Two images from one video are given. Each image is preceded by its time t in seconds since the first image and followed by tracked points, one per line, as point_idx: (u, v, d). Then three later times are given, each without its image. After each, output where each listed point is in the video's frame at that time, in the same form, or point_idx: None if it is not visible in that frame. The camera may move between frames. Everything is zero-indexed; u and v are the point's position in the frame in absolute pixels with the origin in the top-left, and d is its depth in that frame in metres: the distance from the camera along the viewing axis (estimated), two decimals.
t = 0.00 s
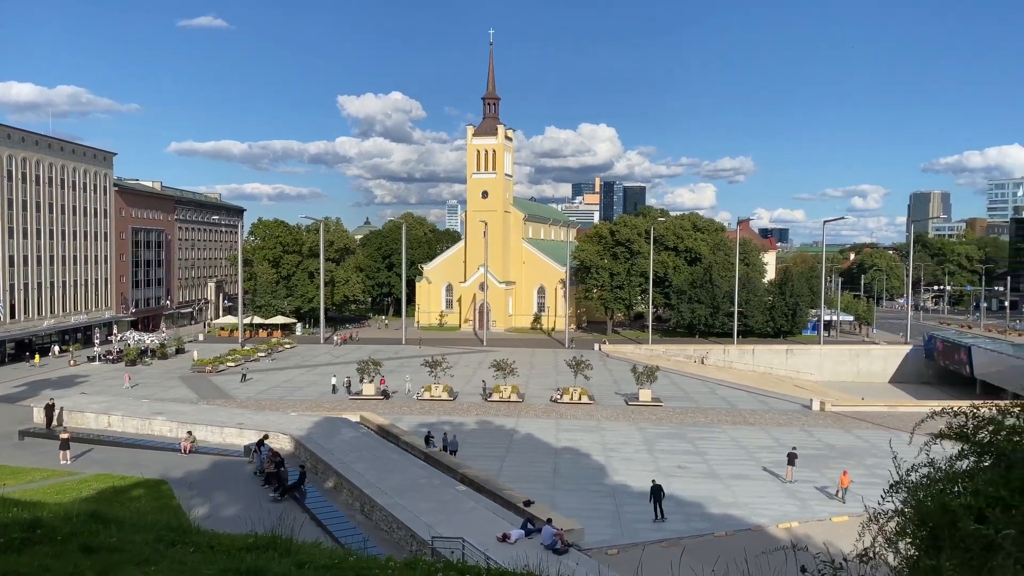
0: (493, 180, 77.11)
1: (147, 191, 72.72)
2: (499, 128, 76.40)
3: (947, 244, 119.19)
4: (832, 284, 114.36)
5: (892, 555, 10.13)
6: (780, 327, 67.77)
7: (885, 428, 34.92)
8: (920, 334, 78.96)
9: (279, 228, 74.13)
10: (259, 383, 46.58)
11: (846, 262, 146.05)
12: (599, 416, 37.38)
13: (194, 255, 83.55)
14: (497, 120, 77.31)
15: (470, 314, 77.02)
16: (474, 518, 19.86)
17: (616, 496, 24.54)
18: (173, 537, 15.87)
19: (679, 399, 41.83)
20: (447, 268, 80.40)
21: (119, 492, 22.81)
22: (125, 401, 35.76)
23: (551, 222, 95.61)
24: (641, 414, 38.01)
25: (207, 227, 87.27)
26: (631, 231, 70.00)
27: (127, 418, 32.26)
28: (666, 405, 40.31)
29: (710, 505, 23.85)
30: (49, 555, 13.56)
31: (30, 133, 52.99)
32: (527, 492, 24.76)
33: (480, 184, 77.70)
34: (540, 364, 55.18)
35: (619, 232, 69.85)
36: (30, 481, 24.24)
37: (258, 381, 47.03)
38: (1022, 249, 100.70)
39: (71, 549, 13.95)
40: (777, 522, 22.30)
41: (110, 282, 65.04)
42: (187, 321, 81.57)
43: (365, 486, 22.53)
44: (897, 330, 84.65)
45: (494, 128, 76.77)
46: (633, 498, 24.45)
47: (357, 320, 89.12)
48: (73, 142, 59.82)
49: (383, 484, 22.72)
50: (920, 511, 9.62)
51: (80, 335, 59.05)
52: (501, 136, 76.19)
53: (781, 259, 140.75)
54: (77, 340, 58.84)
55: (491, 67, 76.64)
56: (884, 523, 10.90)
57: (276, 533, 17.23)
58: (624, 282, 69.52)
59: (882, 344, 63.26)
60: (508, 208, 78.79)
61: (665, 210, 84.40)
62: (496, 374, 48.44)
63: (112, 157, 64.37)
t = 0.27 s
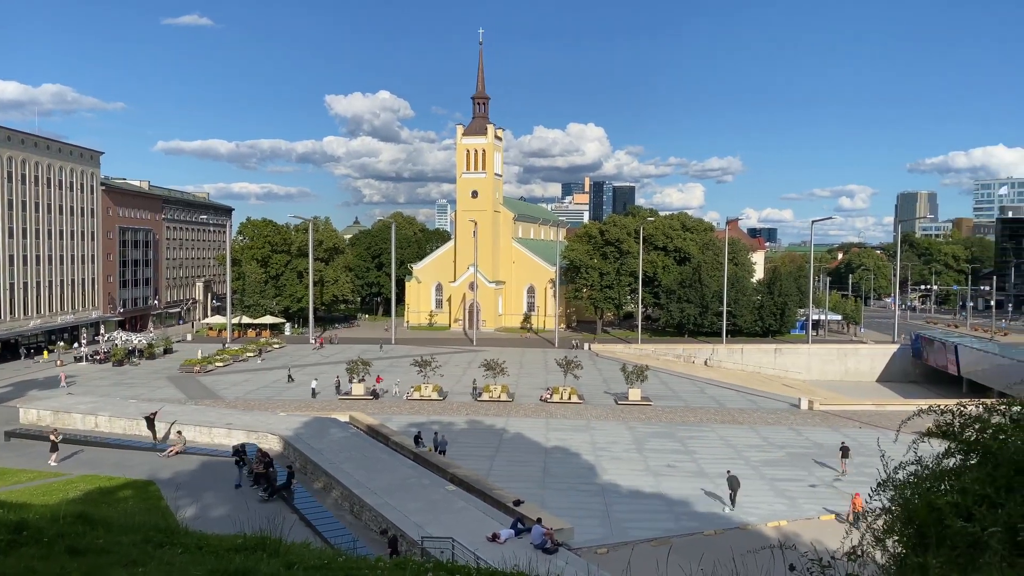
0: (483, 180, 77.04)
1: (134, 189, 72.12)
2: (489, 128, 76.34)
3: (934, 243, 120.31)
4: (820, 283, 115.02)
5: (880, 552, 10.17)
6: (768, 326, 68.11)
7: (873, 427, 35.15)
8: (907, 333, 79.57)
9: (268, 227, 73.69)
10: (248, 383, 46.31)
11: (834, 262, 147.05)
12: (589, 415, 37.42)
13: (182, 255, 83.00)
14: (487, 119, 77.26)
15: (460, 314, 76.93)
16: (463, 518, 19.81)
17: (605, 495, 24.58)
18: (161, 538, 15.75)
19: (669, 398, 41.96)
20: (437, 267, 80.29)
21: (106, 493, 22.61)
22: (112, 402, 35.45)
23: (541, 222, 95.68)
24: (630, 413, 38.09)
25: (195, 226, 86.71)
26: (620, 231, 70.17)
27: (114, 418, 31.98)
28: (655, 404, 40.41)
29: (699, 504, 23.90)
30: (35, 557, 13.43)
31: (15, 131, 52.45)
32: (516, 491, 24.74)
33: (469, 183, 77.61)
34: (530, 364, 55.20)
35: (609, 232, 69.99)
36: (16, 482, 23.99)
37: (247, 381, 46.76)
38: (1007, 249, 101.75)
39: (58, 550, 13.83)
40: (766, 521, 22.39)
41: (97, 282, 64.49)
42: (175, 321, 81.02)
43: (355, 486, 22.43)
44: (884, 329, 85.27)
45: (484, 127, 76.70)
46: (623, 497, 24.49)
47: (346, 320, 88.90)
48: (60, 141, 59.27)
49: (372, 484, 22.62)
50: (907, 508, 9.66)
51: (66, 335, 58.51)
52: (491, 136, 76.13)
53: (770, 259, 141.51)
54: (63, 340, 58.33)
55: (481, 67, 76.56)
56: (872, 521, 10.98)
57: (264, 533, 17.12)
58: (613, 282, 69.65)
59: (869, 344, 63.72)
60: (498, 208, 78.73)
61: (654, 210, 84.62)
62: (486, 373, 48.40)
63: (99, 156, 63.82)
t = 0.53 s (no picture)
0: (473, 178, 76.95)
1: (122, 187, 71.51)
2: (478, 126, 76.25)
3: (921, 242, 121.39)
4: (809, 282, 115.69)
5: (867, 548, 10.24)
6: (757, 325, 68.48)
7: (860, 425, 35.42)
8: (894, 331, 80.21)
9: (257, 225, 72.89)
10: (236, 382, 46.06)
11: (822, 261, 148.01)
12: (579, 414, 37.48)
13: (170, 253, 82.44)
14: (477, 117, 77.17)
15: (449, 313, 76.84)
16: (454, 517, 19.78)
17: (595, 493, 24.62)
18: (149, 538, 15.65)
19: (658, 396, 42.09)
20: (426, 266, 80.17)
21: (93, 493, 22.42)
22: (99, 401, 35.17)
23: (531, 221, 95.71)
24: (620, 411, 38.19)
25: (183, 225, 86.18)
26: (610, 230, 70.34)
27: (102, 418, 31.70)
28: (645, 402, 40.54)
29: (689, 502, 23.98)
30: (22, 558, 13.32)
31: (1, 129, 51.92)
32: (506, 490, 24.74)
33: (459, 182, 77.49)
34: (520, 362, 55.20)
35: (599, 231, 70.13)
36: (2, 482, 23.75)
37: (235, 380, 46.53)
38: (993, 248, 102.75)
39: (45, 551, 13.72)
40: (755, 518, 22.51)
41: (84, 280, 63.94)
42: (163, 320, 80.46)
43: (344, 486, 22.35)
44: (872, 327, 85.89)
45: (473, 126, 76.61)
46: (613, 495, 24.55)
47: (335, 318, 88.65)
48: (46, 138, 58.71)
49: (362, 484, 22.54)
50: (894, 505, 9.72)
51: (53, 334, 57.99)
52: (481, 134, 76.05)
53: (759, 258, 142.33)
54: (50, 339, 57.76)
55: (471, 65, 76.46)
56: (860, 518, 11.05)
57: (253, 533, 17.03)
58: (603, 280, 69.79)
59: (857, 342, 64.17)
60: (487, 206, 78.68)
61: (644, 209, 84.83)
62: (476, 372, 48.39)
63: (86, 154, 63.27)
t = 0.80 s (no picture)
0: (462, 177, 76.86)
1: (109, 186, 70.93)
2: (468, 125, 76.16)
3: (908, 241, 122.34)
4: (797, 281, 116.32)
5: (855, 546, 10.30)
6: (746, 324, 68.81)
7: (848, 423, 35.64)
8: (881, 330, 80.79)
9: (246, 224, 72.94)
10: (225, 382, 45.79)
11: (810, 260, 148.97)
12: (569, 413, 37.51)
13: (158, 253, 81.85)
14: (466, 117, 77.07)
15: (439, 313, 76.72)
16: (444, 517, 19.74)
17: (586, 492, 24.65)
18: (138, 539, 15.51)
19: (648, 395, 42.18)
20: (416, 266, 80.04)
21: (81, 494, 22.22)
22: (86, 401, 34.87)
23: (521, 220, 95.70)
24: (609, 410, 38.25)
25: (171, 224, 85.58)
26: (600, 230, 70.50)
27: (89, 418, 31.43)
28: (634, 401, 40.61)
29: (678, 501, 24.04)
30: (8, 559, 13.19)
31: None
32: (496, 489, 24.72)
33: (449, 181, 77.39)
34: (510, 362, 55.17)
35: (588, 230, 70.27)
36: None
37: (224, 380, 46.25)
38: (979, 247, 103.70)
39: (31, 553, 13.57)
40: (744, 516, 22.61)
41: (71, 280, 63.37)
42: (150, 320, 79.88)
43: (334, 485, 22.26)
44: (859, 326, 86.48)
45: (463, 125, 76.51)
46: (602, 494, 24.59)
47: (324, 318, 88.37)
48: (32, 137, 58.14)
49: (352, 484, 22.46)
50: (881, 503, 9.77)
51: (39, 334, 57.43)
52: (470, 133, 75.95)
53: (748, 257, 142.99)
54: (36, 339, 57.22)
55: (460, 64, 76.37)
56: (847, 516, 11.14)
57: (242, 533, 16.93)
58: (593, 280, 69.92)
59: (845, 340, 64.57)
60: (477, 206, 78.63)
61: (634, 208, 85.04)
62: (466, 372, 48.31)
63: (72, 152, 62.71)
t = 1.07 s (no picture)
0: (452, 178, 76.77)
1: (95, 186, 70.30)
2: (457, 125, 76.04)
3: (895, 242, 123.36)
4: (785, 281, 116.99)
5: (843, 545, 10.34)
6: (734, 324, 69.13)
7: (836, 422, 35.86)
8: (867, 330, 81.39)
9: (234, 224, 72.53)
10: (213, 382, 45.50)
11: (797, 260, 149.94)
12: (558, 413, 37.54)
13: (145, 253, 81.20)
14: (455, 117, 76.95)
15: (429, 313, 76.55)
16: (433, 517, 19.69)
17: (576, 492, 24.67)
18: (125, 541, 15.37)
19: (637, 395, 42.26)
20: (405, 266, 79.90)
21: (67, 496, 21.99)
22: (72, 403, 34.53)
23: (510, 220, 95.69)
24: (598, 410, 38.30)
25: (158, 224, 84.93)
26: (589, 230, 70.65)
27: (75, 420, 31.11)
28: (624, 401, 40.69)
29: (667, 500, 24.11)
30: None
31: None
32: (486, 489, 24.69)
33: (438, 181, 77.27)
34: (500, 362, 55.14)
35: (577, 230, 70.41)
36: None
37: (212, 381, 45.94)
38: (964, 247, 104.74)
39: (16, 556, 13.41)
40: (733, 516, 22.69)
41: (57, 280, 62.73)
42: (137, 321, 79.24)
43: (323, 486, 22.17)
44: (846, 326, 87.09)
45: (452, 125, 76.40)
46: (592, 494, 24.62)
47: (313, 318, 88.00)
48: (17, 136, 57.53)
49: (341, 484, 22.37)
50: (869, 502, 9.81)
51: (24, 335, 56.81)
52: (459, 134, 75.83)
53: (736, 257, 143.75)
54: (22, 340, 56.62)
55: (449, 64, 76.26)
56: (835, 515, 11.19)
57: (230, 534, 16.81)
58: (582, 280, 70.03)
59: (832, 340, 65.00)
60: (466, 206, 78.56)
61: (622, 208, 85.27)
62: (456, 372, 48.22)
63: (58, 152, 62.08)
